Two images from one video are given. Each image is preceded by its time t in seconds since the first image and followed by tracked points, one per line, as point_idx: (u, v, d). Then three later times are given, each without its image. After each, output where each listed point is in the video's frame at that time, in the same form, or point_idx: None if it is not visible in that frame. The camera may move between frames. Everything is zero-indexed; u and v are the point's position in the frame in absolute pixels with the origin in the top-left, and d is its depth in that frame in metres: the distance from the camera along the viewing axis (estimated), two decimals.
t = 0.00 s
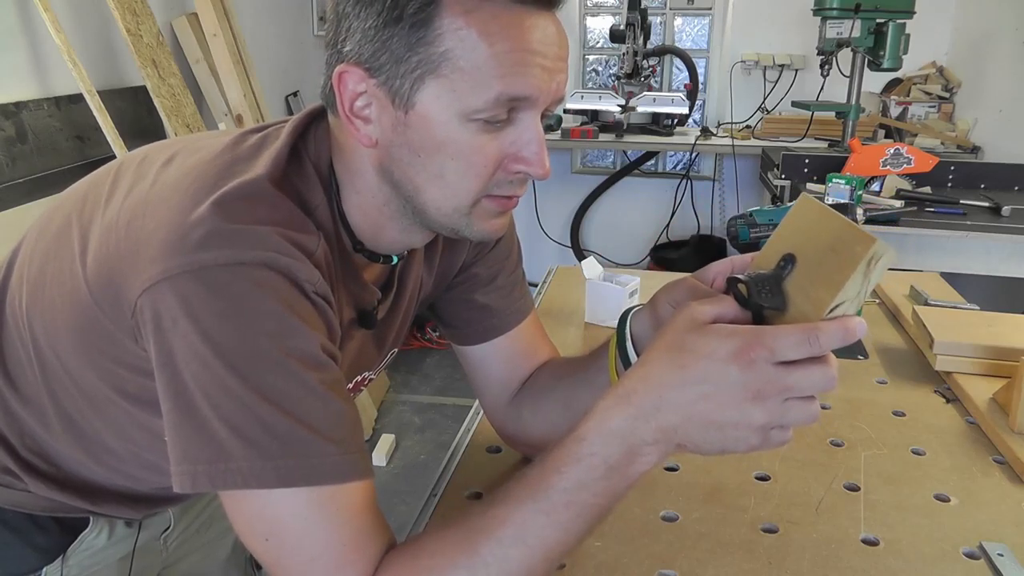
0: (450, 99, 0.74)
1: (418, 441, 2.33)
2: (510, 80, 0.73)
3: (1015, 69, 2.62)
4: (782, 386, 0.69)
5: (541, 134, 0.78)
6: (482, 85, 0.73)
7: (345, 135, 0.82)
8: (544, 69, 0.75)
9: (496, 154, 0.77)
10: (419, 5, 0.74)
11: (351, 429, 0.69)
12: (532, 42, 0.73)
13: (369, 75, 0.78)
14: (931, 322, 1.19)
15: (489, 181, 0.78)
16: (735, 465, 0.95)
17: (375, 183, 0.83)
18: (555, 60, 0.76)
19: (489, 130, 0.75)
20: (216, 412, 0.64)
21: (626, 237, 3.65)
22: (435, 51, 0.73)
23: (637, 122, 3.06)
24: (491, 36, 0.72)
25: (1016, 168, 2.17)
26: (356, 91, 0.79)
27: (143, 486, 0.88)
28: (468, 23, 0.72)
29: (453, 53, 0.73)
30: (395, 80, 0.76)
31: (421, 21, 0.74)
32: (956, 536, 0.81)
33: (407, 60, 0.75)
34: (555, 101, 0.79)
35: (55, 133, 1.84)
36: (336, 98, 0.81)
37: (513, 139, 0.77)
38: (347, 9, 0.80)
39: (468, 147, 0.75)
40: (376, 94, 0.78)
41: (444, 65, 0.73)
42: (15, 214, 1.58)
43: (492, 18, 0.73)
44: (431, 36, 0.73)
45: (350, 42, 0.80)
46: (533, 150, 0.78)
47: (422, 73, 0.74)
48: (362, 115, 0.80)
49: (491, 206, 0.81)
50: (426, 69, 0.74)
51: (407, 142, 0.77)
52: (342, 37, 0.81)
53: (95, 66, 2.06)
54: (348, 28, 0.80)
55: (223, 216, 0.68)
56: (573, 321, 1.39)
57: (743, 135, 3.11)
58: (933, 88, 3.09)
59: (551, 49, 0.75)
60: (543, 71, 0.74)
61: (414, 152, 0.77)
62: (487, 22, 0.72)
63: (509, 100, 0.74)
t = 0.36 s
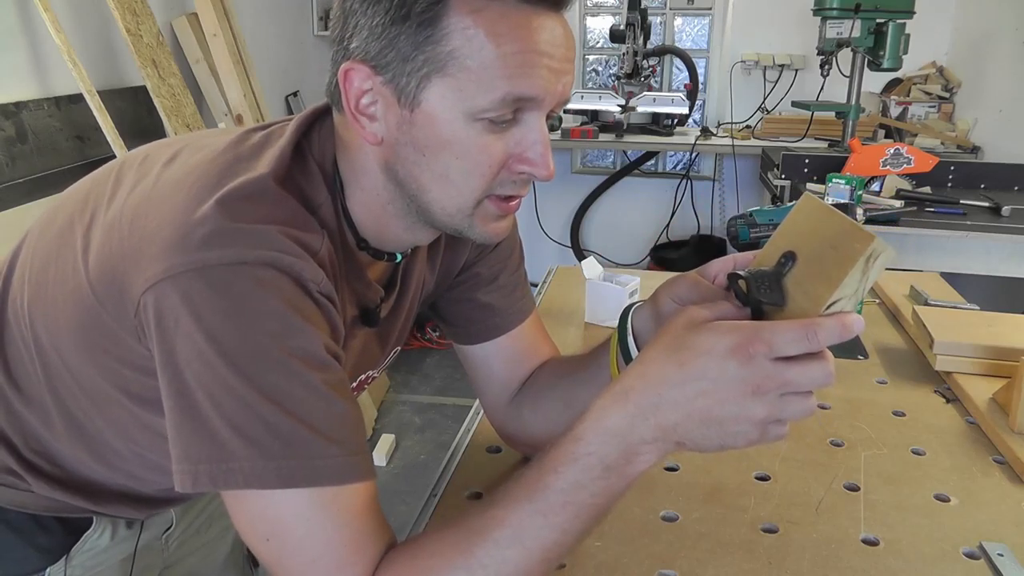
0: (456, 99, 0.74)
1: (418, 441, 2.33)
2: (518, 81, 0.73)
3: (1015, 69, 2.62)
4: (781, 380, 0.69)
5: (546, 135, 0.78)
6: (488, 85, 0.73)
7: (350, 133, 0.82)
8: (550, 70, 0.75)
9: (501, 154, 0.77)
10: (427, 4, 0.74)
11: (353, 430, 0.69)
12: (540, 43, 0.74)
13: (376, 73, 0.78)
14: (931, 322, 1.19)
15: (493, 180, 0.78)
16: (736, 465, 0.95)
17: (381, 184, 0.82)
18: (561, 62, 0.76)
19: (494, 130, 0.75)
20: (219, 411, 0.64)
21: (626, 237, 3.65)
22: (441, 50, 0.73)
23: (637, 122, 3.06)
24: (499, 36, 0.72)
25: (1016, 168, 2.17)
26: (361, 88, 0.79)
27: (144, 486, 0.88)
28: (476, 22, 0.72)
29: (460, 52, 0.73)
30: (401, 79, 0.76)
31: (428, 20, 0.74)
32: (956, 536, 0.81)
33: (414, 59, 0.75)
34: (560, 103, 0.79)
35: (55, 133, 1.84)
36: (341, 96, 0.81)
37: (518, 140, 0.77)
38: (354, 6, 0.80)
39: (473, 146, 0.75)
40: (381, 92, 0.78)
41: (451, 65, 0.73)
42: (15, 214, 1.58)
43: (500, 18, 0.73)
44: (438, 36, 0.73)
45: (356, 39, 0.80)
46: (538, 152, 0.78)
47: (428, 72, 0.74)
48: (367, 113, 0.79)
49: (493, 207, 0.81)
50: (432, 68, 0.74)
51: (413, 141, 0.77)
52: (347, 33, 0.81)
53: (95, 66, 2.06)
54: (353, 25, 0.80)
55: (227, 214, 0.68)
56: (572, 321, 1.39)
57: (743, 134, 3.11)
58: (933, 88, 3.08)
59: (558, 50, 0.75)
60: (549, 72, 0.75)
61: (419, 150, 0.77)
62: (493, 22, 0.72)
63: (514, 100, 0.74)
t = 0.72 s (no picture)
0: (393, 83, 0.74)
1: (418, 441, 2.33)
2: (443, 77, 0.71)
3: (1015, 69, 2.62)
4: (776, 376, 0.68)
5: (479, 152, 0.75)
6: (417, 74, 0.72)
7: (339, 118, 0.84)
8: (489, 84, 0.72)
9: (425, 155, 0.75)
10: None
11: (353, 430, 0.69)
12: (485, 46, 0.71)
13: (353, 53, 0.79)
14: (931, 323, 1.19)
15: (415, 184, 0.76)
16: (736, 465, 0.95)
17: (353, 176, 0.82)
18: (529, 75, 0.73)
19: (423, 130, 0.74)
20: (218, 412, 0.64)
21: (626, 238, 3.65)
22: (394, 36, 0.74)
23: (637, 122, 3.06)
24: (441, 31, 0.71)
25: (1016, 168, 2.18)
26: (345, 68, 0.80)
27: (145, 488, 0.88)
28: (425, 14, 0.72)
29: (404, 37, 0.73)
30: (363, 59, 0.77)
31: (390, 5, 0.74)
32: (956, 536, 0.81)
33: (372, 43, 0.76)
34: (508, 127, 0.75)
35: (55, 133, 1.84)
36: (333, 72, 0.83)
37: (446, 149, 0.74)
38: None
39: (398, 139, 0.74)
40: (353, 73, 0.79)
41: (395, 52, 0.73)
42: (15, 214, 1.58)
43: (451, 19, 0.71)
44: (394, 23, 0.74)
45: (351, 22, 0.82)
46: (465, 167, 0.75)
47: (380, 56, 0.75)
48: (346, 94, 0.81)
49: (418, 219, 0.78)
50: (383, 50, 0.74)
51: (360, 123, 0.78)
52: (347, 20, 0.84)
53: (95, 66, 2.06)
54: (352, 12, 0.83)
55: (227, 214, 0.68)
56: (572, 321, 1.39)
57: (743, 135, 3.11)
58: (933, 88, 3.08)
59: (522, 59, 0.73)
60: (487, 86, 0.72)
61: (363, 132, 0.77)
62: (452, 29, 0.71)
63: (438, 97, 0.72)
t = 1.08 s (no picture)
0: (422, 107, 0.73)
1: (418, 441, 2.33)
2: (484, 94, 0.72)
3: (1015, 68, 2.62)
4: (774, 378, 0.67)
5: (512, 148, 0.77)
6: (454, 96, 0.72)
7: (319, 134, 0.83)
8: (517, 84, 0.74)
9: (466, 165, 0.76)
10: (396, 8, 0.73)
11: (333, 431, 0.69)
12: (508, 55, 0.73)
13: (343, 74, 0.77)
14: (931, 323, 1.19)
15: (457, 192, 0.78)
16: (736, 465, 0.94)
17: (347, 185, 0.82)
18: (534, 73, 0.76)
19: (459, 141, 0.75)
20: (197, 422, 0.64)
21: (626, 238, 3.65)
22: (408, 56, 0.72)
23: (637, 122, 3.06)
24: (466, 45, 0.71)
25: (1016, 168, 2.17)
26: (332, 88, 0.79)
27: (146, 483, 0.88)
28: (444, 31, 0.71)
29: (425, 59, 0.72)
30: (365, 82, 0.75)
31: (396, 25, 0.73)
32: (956, 536, 0.81)
33: (380, 63, 0.74)
34: (528, 117, 0.78)
35: (55, 132, 1.84)
36: (310, 94, 0.81)
37: (483, 152, 0.76)
38: (328, 5, 0.80)
39: (438, 157, 0.75)
40: (348, 95, 0.77)
41: (414, 71, 0.72)
42: (15, 214, 1.58)
43: (471, 27, 0.72)
44: (401, 39, 0.73)
45: (327, 39, 0.79)
46: (503, 164, 0.77)
47: (393, 78, 0.74)
48: (334, 113, 0.79)
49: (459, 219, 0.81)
50: (399, 74, 0.73)
51: (376, 147, 0.77)
52: (319, 33, 0.81)
53: (95, 66, 2.06)
54: (326, 26, 0.80)
55: (197, 225, 0.68)
56: (572, 321, 1.39)
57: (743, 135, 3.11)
58: (933, 88, 3.08)
59: (530, 62, 0.75)
60: (516, 87, 0.74)
61: (383, 156, 0.77)
62: (470, 38, 0.72)
63: (481, 111, 0.73)
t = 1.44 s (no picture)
0: (433, 104, 0.73)
1: (418, 441, 2.33)
2: (494, 87, 0.72)
3: (1015, 68, 2.62)
4: (741, 347, 0.61)
5: (522, 139, 0.77)
6: (465, 91, 0.72)
7: (324, 137, 0.82)
8: (527, 77, 0.74)
9: (477, 160, 0.76)
10: (404, 7, 0.73)
11: (332, 432, 0.69)
12: (516, 49, 0.73)
13: (352, 75, 0.77)
14: (931, 323, 1.19)
15: (470, 186, 0.78)
16: (735, 465, 0.95)
17: (357, 187, 0.83)
18: (540, 66, 0.76)
19: (471, 136, 0.75)
20: (196, 422, 0.64)
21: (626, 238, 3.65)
22: (417, 55, 0.72)
23: (637, 122, 3.06)
24: (475, 41, 0.72)
25: (1016, 168, 2.17)
26: (339, 90, 0.78)
27: (149, 483, 0.88)
28: (452, 29, 0.72)
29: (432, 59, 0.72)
30: (374, 82, 0.76)
31: (405, 24, 0.73)
32: (956, 535, 0.81)
33: (391, 63, 0.74)
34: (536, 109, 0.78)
35: (55, 133, 1.84)
36: (315, 98, 0.80)
37: (495, 145, 0.76)
38: (329, 7, 0.79)
39: (450, 153, 0.75)
40: (355, 96, 0.77)
41: (425, 68, 0.72)
42: (15, 215, 1.58)
43: (479, 23, 0.72)
44: (410, 38, 0.73)
45: (331, 41, 0.79)
46: (514, 155, 0.77)
47: (404, 77, 0.74)
48: (341, 115, 0.79)
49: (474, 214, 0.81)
50: (409, 73, 0.73)
51: (387, 146, 0.77)
52: (321, 35, 0.80)
53: (95, 66, 2.06)
54: (328, 28, 0.79)
55: (196, 226, 0.68)
56: (572, 321, 1.39)
57: (743, 135, 3.11)
58: (933, 88, 3.08)
59: (536, 57, 0.75)
60: (525, 79, 0.74)
61: (394, 156, 0.77)
62: (478, 36, 0.72)
63: (491, 106, 0.73)
